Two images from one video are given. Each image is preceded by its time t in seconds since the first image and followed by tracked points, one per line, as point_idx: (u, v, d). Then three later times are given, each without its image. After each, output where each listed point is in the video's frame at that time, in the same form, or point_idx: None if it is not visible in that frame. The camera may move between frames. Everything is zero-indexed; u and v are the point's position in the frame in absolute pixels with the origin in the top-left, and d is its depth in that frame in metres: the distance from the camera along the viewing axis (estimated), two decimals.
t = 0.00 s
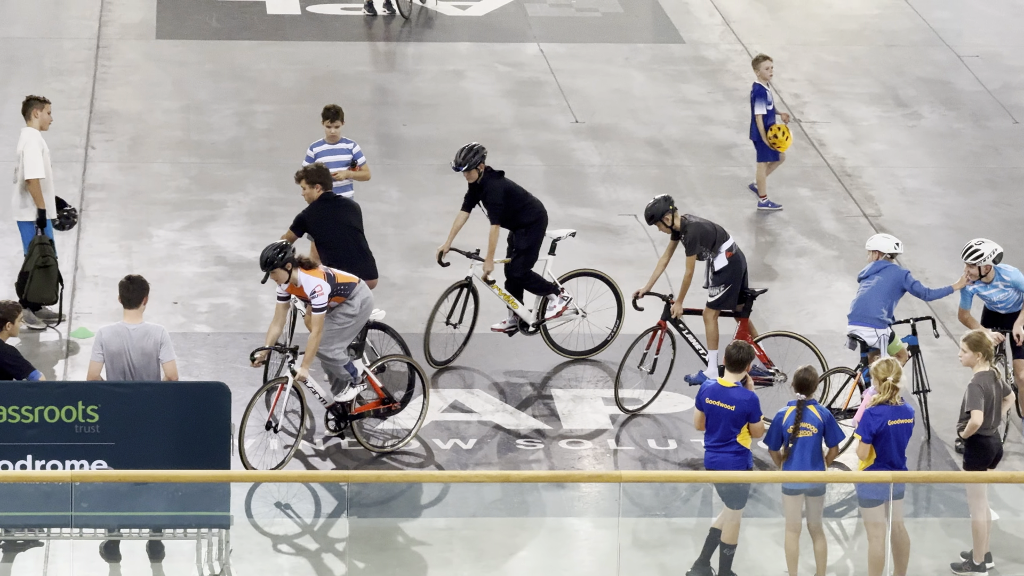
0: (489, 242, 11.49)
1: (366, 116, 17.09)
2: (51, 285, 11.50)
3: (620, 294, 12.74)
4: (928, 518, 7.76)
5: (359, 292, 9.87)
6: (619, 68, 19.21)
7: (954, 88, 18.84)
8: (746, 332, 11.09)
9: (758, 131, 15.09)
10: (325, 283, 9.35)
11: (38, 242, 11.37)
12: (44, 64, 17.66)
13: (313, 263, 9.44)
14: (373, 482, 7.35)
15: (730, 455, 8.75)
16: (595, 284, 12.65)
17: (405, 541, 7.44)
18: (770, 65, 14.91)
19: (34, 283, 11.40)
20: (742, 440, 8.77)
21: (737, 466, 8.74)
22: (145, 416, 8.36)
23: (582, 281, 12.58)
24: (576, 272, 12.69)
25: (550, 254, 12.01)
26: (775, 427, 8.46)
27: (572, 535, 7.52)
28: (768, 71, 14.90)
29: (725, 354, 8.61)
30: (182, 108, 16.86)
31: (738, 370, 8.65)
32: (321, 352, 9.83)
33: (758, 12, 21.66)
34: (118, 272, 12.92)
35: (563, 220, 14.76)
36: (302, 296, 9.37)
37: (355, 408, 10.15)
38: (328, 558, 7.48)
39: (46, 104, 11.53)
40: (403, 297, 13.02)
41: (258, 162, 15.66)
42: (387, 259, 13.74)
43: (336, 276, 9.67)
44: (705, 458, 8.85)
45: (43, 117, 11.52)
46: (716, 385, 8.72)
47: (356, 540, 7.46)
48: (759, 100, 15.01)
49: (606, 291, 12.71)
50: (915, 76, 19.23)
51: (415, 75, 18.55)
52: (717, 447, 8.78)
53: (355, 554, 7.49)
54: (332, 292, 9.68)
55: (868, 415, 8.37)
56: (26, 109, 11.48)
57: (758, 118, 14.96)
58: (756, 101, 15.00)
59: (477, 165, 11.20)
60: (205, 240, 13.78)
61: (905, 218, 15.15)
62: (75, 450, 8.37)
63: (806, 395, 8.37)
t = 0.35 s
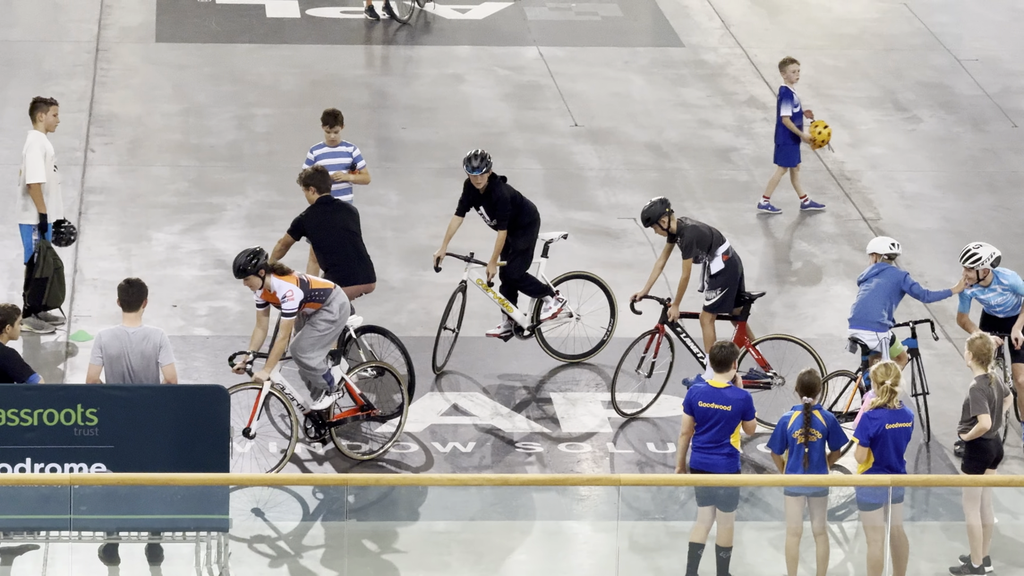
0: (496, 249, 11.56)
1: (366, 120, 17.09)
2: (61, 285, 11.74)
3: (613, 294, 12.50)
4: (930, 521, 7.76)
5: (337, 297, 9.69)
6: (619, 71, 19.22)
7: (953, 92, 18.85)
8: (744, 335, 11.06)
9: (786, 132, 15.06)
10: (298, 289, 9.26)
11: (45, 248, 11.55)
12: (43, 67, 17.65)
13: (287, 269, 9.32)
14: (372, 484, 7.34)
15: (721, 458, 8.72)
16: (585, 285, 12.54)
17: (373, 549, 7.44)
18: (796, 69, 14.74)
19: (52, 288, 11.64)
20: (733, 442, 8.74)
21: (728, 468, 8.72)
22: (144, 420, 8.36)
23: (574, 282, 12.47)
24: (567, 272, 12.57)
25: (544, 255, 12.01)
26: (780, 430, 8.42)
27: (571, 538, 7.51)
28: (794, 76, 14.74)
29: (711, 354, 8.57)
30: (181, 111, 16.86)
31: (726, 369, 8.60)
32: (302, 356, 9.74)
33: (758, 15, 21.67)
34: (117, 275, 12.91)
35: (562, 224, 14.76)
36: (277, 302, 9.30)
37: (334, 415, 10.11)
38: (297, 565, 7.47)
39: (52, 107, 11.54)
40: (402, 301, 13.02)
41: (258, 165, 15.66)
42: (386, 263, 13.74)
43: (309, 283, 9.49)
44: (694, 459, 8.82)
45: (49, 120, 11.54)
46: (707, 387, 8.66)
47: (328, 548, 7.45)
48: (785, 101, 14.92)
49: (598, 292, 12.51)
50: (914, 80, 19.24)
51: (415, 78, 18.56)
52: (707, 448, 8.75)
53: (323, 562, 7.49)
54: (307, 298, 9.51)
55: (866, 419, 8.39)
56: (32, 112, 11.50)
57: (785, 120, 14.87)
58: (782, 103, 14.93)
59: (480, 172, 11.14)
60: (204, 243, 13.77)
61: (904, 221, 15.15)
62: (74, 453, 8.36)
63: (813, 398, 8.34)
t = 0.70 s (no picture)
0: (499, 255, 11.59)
1: (366, 123, 17.09)
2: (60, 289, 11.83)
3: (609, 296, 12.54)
4: (931, 525, 7.74)
5: (314, 307, 9.65)
6: (619, 75, 19.23)
7: (954, 96, 18.86)
8: (742, 340, 11.08)
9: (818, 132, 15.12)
10: (270, 296, 9.20)
11: (43, 255, 11.63)
12: (44, 70, 17.65)
13: (263, 276, 9.28)
14: (373, 488, 7.31)
15: (707, 464, 8.71)
16: (581, 289, 12.59)
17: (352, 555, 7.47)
18: (822, 72, 14.81)
19: (52, 295, 11.72)
20: (721, 447, 8.75)
21: (713, 474, 8.70)
22: (144, 423, 8.36)
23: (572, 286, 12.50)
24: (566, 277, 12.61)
25: (543, 260, 12.04)
26: (784, 432, 8.41)
27: (572, 542, 7.50)
28: (821, 77, 14.84)
29: (698, 361, 8.59)
30: (182, 115, 16.86)
31: (712, 376, 8.58)
32: (271, 365, 9.69)
33: (758, 19, 21.69)
34: (117, 278, 12.91)
35: (562, 228, 14.75)
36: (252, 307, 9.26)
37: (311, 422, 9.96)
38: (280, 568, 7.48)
39: (54, 112, 11.53)
40: (402, 304, 13.02)
41: (258, 169, 15.67)
42: (387, 266, 13.74)
43: (285, 292, 9.44)
44: (680, 462, 8.81)
45: (50, 125, 11.54)
46: (697, 394, 8.60)
47: (300, 556, 7.49)
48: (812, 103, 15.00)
49: (593, 294, 12.57)
50: (915, 84, 19.25)
51: (415, 82, 18.57)
52: (693, 452, 8.74)
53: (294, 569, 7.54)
54: (282, 306, 9.46)
55: (866, 423, 8.38)
56: (33, 117, 11.50)
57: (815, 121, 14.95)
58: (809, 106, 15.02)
59: (486, 176, 11.17)
60: (204, 246, 13.77)
61: (905, 225, 15.16)
62: (74, 456, 8.35)
63: (821, 402, 8.38)
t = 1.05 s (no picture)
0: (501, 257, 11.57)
1: (369, 126, 17.09)
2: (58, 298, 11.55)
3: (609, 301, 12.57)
4: (930, 529, 7.75)
5: (299, 311, 9.65)
6: (622, 79, 19.22)
7: (956, 99, 18.85)
8: (747, 343, 11.05)
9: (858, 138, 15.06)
10: (267, 304, 9.14)
11: (39, 259, 11.40)
12: (47, 73, 17.66)
13: (254, 283, 9.19)
14: (375, 491, 7.35)
15: (704, 468, 8.72)
16: (582, 292, 12.59)
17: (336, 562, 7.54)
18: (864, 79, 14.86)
19: (41, 299, 11.45)
20: (717, 450, 8.75)
21: (710, 477, 8.71)
22: (146, 426, 8.36)
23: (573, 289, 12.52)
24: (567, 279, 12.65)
25: (543, 263, 12.04)
26: (789, 436, 8.40)
27: (574, 545, 7.53)
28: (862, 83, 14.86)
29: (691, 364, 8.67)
30: (184, 118, 16.87)
31: (707, 378, 8.66)
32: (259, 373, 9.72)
33: (761, 23, 21.68)
34: (120, 281, 12.91)
35: (565, 231, 14.74)
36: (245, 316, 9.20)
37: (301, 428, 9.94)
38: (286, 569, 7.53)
39: (57, 116, 11.53)
40: (404, 307, 13.02)
41: (261, 171, 15.67)
42: (390, 269, 13.74)
43: (275, 296, 9.46)
44: (677, 466, 8.82)
45: (54, 129, 11.53)
46: (691, 397, 8.61)
47: (302, 560, 7.50)
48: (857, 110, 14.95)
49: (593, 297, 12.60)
50: (918, 87, 19.23)
51: (418, 85, 18.57)
52: (691, 455, 8.75)
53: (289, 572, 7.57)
54: (272, 312, 9.45)
55: (869, 426, 8.37)
56: (37, 120, 11.49)
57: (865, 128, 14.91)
58: (851, 111, 14.95)
59: (490, 182, 11.17)
60: (207, 249, 13.78)
61: (908, 229, 15.15)
62: (77, 459, 8.36)
63: (826, 405, 8.33)
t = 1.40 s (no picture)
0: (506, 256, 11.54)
1: (380, 128, 17.11)
2: (60, 301, 11.55)
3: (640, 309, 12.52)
4: (940, 529, 7.73)
5: (299, 314, 9.57)
6: (633, 80, 19.21)
7: (967, 100, 18.80)
8: (764, 345, 11.05)
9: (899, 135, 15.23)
10: (274, 309, 9.16)
11: (44, 259, 11.41)
12: (58, 75, 17.70)
13: (259, 289, 9.19)
14: (387, 493, 7.32)
15: (712, 470, 8.70)
16: (617, 296, 12.51)
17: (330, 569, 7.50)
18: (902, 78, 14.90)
19: (41, 300, 11.48)
20: (725, 452, 8.74)
21: (719, 479, 8.70)
22: (158, 427, 8.38)
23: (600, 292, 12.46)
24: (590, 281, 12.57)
25: (571, 264, 12.06)
26: (799, 436, 8.39)
27: (585, 546, 7.51)
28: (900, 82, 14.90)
29: (701, 365, 8.66)
30: (195, 120, 16.90)
31: (715, 380, 8.63)
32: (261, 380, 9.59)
33: (772, 24, 21.65)
34: (131, 283, 12.93)
35: (576, 233, 14.74)
36: (248, 322, 9.15)
37: (297, 434, 9.86)
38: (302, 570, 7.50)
39: (67, 118, 11.54)
40: (415, 309, 13.03)
41: (273, 173, 15.70)
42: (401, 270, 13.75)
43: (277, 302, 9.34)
44: (686, 467, 8.80)
45: (63, 131, 11.55)
46: (698, 399, 8.61)
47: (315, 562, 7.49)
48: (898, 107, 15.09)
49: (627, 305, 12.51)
50: (928, 88, 19.19)
51: (429, 86, 18.59)
52: (699, 456, 8.73)
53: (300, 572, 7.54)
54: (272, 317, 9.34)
55: (880, 428, 8.35)
56: (47, 123, 11.51)
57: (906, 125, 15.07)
58: (892, 110, 15.07)
59: (487, 180, 11.21)
60: (219, 251, 13.80)
61: (919, 230, 15.11)
62: (89, 461, 8.38)
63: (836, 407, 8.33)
